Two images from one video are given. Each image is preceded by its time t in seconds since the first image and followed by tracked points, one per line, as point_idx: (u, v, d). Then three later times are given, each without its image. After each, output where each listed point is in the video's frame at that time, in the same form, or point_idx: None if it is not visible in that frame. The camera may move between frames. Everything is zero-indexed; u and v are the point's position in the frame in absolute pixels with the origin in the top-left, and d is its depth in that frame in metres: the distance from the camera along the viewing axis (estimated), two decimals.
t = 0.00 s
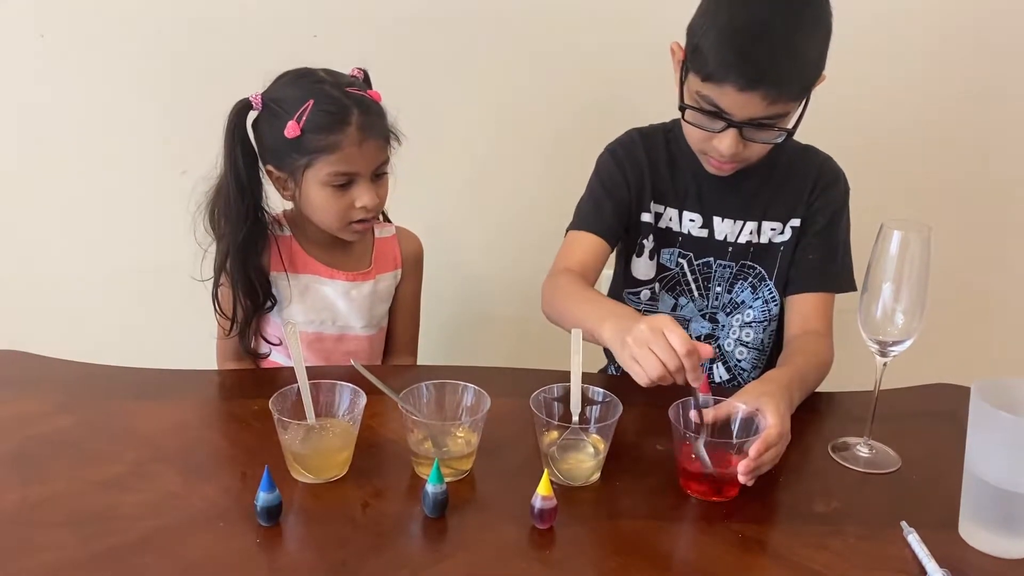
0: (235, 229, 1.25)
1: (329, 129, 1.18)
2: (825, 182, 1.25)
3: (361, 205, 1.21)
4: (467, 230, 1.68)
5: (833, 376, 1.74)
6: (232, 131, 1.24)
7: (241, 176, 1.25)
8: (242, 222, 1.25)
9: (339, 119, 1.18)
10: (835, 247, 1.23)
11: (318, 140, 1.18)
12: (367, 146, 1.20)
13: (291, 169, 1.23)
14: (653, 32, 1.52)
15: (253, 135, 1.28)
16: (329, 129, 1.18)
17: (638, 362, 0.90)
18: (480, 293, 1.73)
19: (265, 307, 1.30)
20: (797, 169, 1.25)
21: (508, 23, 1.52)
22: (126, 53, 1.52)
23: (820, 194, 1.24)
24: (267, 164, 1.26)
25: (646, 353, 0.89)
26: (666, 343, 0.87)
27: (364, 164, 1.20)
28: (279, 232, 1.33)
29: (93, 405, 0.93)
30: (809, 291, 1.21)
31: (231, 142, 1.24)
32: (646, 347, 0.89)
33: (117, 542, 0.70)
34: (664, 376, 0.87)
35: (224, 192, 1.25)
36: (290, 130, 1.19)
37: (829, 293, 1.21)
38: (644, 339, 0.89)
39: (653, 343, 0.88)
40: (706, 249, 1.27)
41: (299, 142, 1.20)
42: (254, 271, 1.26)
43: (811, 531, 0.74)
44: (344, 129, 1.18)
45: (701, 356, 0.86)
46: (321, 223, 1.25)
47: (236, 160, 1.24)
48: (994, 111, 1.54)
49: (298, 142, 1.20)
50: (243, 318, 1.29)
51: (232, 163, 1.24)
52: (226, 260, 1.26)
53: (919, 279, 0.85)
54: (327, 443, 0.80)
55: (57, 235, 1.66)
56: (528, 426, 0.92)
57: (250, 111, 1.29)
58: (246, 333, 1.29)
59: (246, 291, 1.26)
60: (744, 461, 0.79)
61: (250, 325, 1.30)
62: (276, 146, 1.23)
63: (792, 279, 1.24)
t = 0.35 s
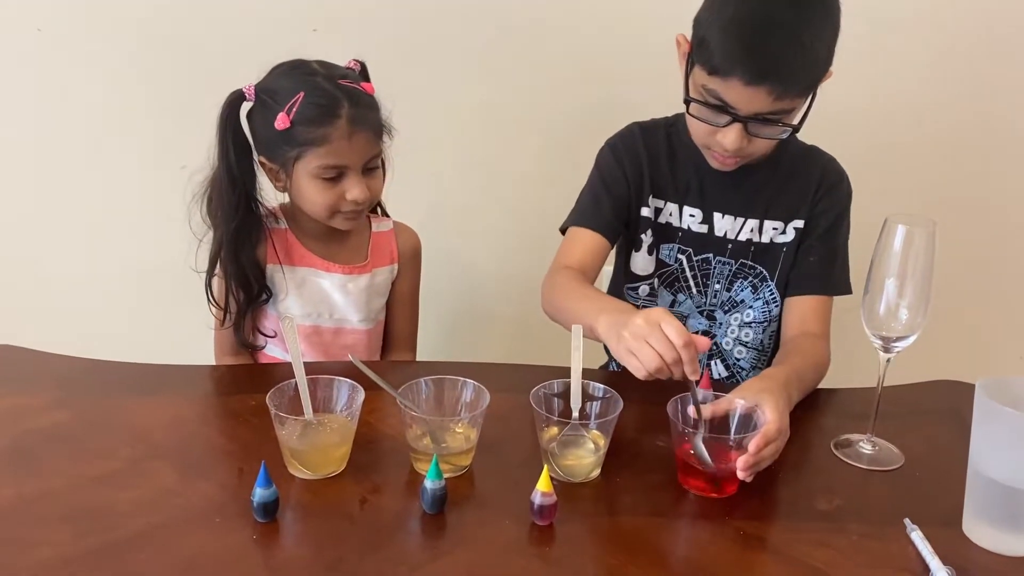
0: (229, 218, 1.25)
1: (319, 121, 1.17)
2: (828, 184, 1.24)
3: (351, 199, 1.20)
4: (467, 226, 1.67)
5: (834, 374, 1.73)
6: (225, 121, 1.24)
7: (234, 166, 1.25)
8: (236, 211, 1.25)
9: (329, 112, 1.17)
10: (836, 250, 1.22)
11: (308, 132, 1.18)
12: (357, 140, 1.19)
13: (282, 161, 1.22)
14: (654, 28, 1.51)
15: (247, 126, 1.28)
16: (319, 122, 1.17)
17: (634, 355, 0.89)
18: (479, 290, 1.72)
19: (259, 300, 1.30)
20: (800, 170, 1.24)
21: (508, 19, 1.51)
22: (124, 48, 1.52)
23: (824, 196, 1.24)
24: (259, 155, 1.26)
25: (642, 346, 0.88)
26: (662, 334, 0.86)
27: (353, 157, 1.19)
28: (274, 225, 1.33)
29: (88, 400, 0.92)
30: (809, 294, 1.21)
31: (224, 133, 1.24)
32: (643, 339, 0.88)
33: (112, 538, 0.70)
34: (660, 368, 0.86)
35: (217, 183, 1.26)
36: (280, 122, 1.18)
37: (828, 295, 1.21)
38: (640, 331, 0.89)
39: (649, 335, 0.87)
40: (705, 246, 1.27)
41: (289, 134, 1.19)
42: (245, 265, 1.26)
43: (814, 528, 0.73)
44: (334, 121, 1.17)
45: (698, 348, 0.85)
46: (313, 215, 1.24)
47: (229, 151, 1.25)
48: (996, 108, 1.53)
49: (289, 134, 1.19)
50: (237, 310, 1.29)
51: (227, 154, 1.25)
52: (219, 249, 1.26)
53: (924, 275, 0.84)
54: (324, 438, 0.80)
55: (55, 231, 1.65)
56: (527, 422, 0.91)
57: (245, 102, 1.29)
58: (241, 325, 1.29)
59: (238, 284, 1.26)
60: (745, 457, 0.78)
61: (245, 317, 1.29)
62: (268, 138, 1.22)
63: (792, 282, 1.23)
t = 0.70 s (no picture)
0: (228, 209, 1.26)
1: (313, 111, 1.17)
2: (833, 182, 1.24)
3: (344, 191, 1.20)
4: (470, 223, 1.67)
5: (836, 371, 1.74)
6: (225, 110, 1.25)
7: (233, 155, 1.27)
8: (234, 203, 1.27)
9: (323, 103, 1.17)
10: (840, 247, 1.22)
11: (302, 122, 1.18)
12: (351, 132, 1.19)
13: (278, 150, 1.23)
14: (656, 25, 1.51)
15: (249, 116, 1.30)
16: (313, 112, 1.17)
17: (631, 351, 0.89)
18: (481, 287, 1.72)
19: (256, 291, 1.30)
20: (805, 165, 1.24)
21: (510, 16, 1.51)
22: (127, 45, 1.52)
23: (828, 194, 1.24)
24: (258, 144, 1.27)
25: (639, 342, 0.88)
26: (658, 331, 0.87)
27: (346, 149, 1.19)
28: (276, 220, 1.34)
29: (92, 396, 0.93)
30: (812, 290, 1.21)
31: (224, 120, 1.26)
32: (640, 336, 0.89)
33: (117, 533, 0.70)
34: (657, 365, 0.87)
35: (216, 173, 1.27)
36: (275, 110, 1.19)
37: (831, 292, 1.21)
38: (637, 327, 0.89)
39: (646, 331, 0.88)
40: (710, 243, 1.27)
41: (284, 123, 1.20)
42: (241, 254, 1.27)
43: (815, 524, 0.74)
44: (328, 112, 1.17)
45: (694, 346, 0.85)
46: (308, 206, 1.25)
47: (227, 139, 1.27)
48: (999, 105, 1.53)
49: (284, 124, 1.19)
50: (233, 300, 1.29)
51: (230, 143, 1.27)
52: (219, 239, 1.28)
53: (926, 272, 0.84)
54: (326, 434, 0.80)
55: (57, 228, 1.66)
56: (530, 418, 0.91)
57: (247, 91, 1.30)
58: (237, 315, 1.29)
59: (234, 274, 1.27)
60: (743, 452, 0.78)
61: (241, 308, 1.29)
62: (264, 126, 1.23)
63: (796, 278, 1.23)
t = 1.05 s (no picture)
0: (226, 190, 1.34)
1: (307, 87, 1.21)
2: (836, 183, 1.24)
3: (333, 169, 1.21)
4: (471, 222, 1.67)
5: (840, 372, 1.73)
6: (235, 92, 1.31)
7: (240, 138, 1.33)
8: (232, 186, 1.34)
9: (317, 79, 1.21)
10: (843, 248, 1.22)
11: (295, 98, 1.22)
12: (341, 110, 1.21)
13: (276, 129, 1.26)
14: (659, 26, 1.51)
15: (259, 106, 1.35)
16: (306, 88, 1.21)
17: (627, 357, 0.89)
18: (483, 287, 1.72)
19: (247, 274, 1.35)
20: (809, 165, 1.24)
21: (511, 15, 1.50)
22: (129, 44, 1.52)
23: (831, 195, 1.23)
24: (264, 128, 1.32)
25: (637, 349, 0.88)
26: (656, 339, 0.87)
27: (336, 126, 1.21)
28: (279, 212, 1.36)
29: (93, 396, 0.92)
30: (815, 291, 1.20)
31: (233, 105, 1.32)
32: (637, 342, 0.88)
33: (117, 535, 0.70)
34: (653, 372, 0.87)
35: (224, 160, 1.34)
36: (272, 87, 1.23)
37: (834, 293, 1.21)
38: (636, 334, 0.89)
39: (644, 338, 0.88)
40: (713, 244, 1.26)
41: (280, 100, 1.24)
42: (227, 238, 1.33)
43: (819, 527, 0.73)
44: (320, 89, 1.21)
45: (690, 354, 0.85)
46: (302, 188, 1.26)
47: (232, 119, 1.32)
48: (1004, 105, 1.52)
49: (279, 101, 1.23)
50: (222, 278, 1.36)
51: (236, 131, 1.33)
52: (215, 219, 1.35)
53: (931, 274, 0.83)
54: (329, 437, 0.80)
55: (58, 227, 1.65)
56: (532, 419, 0.91)
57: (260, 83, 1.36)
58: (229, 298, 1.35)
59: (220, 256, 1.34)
60: (746, 456, 0.78)
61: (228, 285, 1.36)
62: (265, 106, 1.27)
63: (799, 279, 1.23)
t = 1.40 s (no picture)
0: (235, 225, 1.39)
1: (283, 99, 1.24)
2: (840, 180, 1.24)
3: (333, 167, 1.23)
4: (476, 221, 1.67)
5: (844, 370, 1.73)
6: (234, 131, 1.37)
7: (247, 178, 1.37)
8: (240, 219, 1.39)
9: (288, 87, 1.24)
10: (848, 245, 1.22)
11: (277, 112, 1.25)
12: (320, 106, 1.23)
13: (275, 150, 1.31)
14: (662, 24, 1.51)
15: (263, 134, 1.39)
16: (283, 99, 1.24)
17: (637, 360, 0.89)
18: (487, 285, 1.72)
19: (264, 272, 1.38)
20: (813, 162, 1.24)
21: (514, 14, 1.51)
22: (132, 43, 1.52)
23: (835, 192, 1.23)
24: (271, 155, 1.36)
25: (645, 350, 0.88)
26: (664, 340, 0.87)
27: (320, 125, 1.23)
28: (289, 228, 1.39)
29: (99, 394, 0.93)
30: (820, 289, 1.21)
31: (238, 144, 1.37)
32: (645, 344, 0.88)
33: (123, 532, 0.70)
34: (664, 374, 0.87)
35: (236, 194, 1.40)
36: (256, 114, 1.28)
37: (839, 291, 1.21)
38: (644, 335, 0.89)
39: (652, 340, 0.88)
40: (717, 242, 1.26)
41: (267, 122, 1.28)
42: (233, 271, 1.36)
43: (823, 524, 0.73)
44: (293, 95, 1.23)
45: (699, 353, 0.85)
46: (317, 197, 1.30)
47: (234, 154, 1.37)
48: (1007, 102, 1.52)
49: (267, 121, 1.27)
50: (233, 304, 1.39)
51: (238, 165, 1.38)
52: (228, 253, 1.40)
53: (935, 271, 0.83)
54: (335, 433, 0.80)
55: (62, 226, 1.66)
56: (536, 417, 0.91)
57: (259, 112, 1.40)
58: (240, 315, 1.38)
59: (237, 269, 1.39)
60: (753, 453, 0.78)
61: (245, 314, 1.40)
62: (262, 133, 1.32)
63: (804, 276, 1.23)
